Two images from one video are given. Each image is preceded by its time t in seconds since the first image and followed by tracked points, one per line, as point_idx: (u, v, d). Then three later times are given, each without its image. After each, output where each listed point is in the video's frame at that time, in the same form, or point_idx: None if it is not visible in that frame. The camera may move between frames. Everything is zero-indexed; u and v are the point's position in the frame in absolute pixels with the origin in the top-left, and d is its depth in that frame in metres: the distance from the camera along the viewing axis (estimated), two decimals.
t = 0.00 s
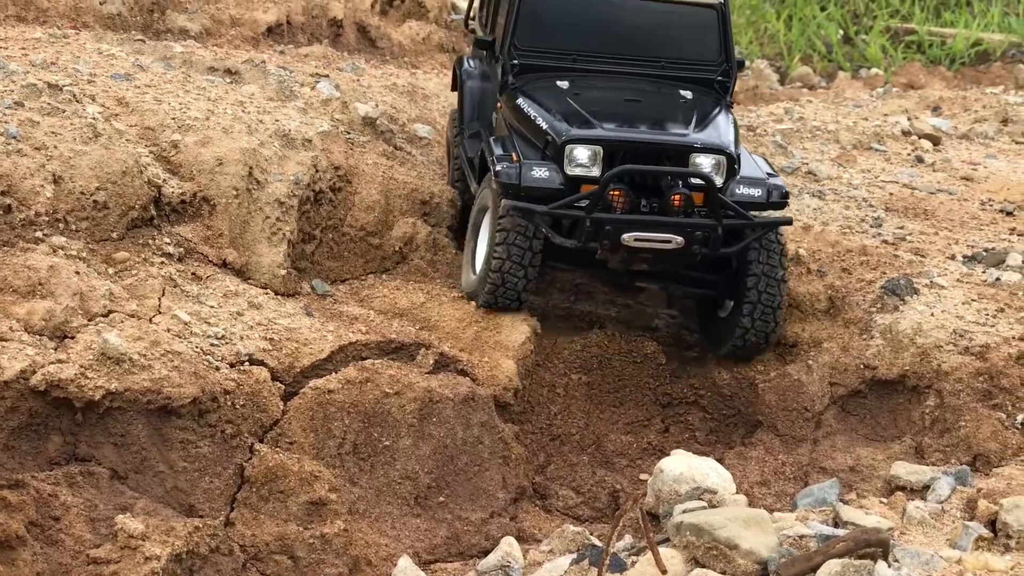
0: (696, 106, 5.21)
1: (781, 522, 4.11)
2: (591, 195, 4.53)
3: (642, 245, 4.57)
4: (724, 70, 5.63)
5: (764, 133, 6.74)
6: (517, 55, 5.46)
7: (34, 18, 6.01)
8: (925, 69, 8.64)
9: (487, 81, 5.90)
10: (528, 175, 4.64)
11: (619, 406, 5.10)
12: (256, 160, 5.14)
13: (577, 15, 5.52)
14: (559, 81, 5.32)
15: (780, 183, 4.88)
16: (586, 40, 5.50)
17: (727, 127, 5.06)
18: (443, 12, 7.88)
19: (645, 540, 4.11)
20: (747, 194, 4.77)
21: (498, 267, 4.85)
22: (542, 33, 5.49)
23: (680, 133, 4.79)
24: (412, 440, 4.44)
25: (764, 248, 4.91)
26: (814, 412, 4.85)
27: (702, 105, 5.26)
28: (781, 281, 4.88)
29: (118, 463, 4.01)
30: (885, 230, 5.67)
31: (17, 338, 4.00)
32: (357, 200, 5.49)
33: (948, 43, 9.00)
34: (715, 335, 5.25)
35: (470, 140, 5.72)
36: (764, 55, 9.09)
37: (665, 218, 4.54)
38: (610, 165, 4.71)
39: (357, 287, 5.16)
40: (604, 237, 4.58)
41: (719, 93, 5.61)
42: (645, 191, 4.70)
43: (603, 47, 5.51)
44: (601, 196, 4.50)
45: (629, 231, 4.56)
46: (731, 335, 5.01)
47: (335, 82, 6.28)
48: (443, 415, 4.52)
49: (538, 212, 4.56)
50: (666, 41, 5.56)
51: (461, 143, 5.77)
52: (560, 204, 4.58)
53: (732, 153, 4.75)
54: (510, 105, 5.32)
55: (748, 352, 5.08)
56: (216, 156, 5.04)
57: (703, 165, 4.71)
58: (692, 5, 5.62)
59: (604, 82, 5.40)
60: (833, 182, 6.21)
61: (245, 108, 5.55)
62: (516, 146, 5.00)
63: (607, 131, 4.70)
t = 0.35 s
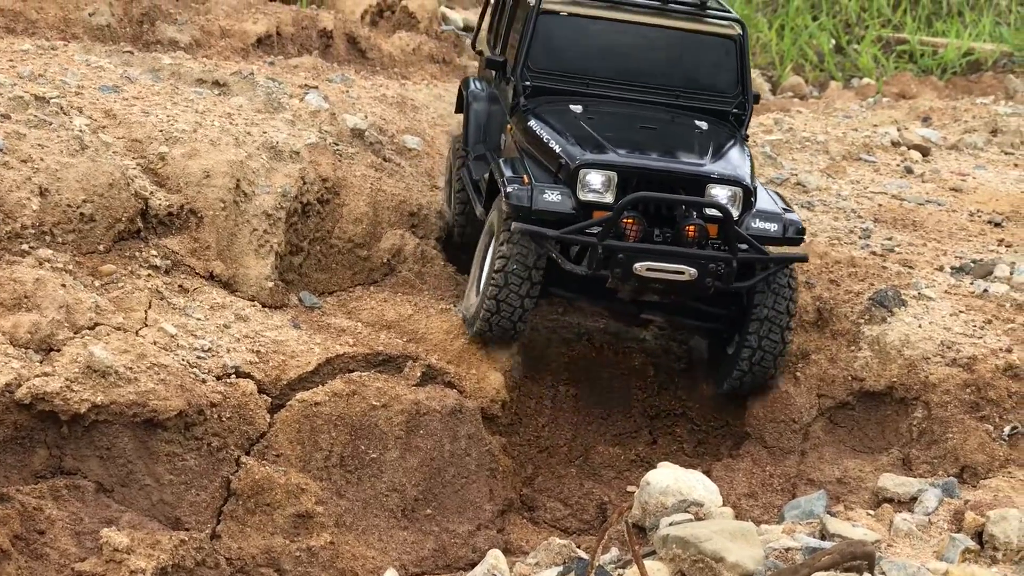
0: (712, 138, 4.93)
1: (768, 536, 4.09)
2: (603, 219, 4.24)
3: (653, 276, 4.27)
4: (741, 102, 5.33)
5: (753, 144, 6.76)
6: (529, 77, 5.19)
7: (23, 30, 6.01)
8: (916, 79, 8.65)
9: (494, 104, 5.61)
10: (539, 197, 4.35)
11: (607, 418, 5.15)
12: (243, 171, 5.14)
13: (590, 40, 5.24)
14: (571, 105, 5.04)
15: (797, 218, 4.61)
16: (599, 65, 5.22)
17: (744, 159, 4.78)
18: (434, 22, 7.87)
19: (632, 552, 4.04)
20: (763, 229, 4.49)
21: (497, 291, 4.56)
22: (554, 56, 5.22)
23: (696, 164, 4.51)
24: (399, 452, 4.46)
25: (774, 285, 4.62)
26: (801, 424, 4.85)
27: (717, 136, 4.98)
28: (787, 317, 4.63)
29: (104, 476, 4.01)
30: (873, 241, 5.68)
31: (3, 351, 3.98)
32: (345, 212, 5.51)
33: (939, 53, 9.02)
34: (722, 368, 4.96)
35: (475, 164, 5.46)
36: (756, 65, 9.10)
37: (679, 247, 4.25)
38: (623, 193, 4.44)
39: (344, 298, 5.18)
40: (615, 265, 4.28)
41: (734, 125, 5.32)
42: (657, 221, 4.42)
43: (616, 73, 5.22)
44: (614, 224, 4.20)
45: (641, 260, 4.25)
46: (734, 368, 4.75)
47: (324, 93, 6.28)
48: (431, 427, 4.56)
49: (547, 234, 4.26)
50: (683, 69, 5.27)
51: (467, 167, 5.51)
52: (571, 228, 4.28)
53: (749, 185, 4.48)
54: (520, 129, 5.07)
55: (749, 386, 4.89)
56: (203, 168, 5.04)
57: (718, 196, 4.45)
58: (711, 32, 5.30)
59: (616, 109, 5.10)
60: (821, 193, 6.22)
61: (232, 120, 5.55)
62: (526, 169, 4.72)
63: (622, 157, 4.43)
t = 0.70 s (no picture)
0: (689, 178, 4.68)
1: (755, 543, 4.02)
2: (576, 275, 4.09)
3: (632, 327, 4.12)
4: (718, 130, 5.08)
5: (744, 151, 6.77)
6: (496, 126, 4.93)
7: (14, 35, 6.03)
8: (910, 86, 8.66)
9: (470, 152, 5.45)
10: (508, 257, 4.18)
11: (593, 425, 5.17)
12: (231, 178, 5.13)
13: (558, 80, 4.95)
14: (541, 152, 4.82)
15: (778, 252, 4.44)
16: (569, 106, 4.95)
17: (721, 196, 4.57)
18: (427, 28, 7.86)
19: (617, 560, 4.01)
20: (743, 266, 4.34)
21: (472, 358, 4.37)
22: (521, 99, 4.94)
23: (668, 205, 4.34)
24: (387, 459, 4.44)
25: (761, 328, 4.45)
26: (789, 432, 4.86)
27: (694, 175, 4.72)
28: (776, 366, 4.46)
29: (90, 483, 3.99)
30: (863, 249, 5.68)
31: None
32: (334, 219, 5.52)
33: (934, 60, 9.02)
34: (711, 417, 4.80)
35: (454, 215, 5.31)
36: (750, 72, 9.11)
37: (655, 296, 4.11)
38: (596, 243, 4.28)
39: (333, 305, 5.21)
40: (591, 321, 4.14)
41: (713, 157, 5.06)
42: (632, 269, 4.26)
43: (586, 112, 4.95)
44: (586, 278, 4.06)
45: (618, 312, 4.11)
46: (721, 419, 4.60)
47: (314, 100, 6.29)
48: (418, 434, 4.54)
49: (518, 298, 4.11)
50: (656, 101, 5.00)
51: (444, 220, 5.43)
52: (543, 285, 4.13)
53: (725, 223, 4.31)
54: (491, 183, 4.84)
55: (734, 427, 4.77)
56: (191, 174, 5.03)
57: (693, 238, 4.29)
58: (680, 63, 5.00)
59: (590, 149, 4.88)
60: (812, 200, 6.22)
61: (222, 126, 5.55)
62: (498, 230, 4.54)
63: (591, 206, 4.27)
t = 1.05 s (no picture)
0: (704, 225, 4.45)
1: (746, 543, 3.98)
2: (581, 340, 3.94)
3: (632, 395, 4.01)
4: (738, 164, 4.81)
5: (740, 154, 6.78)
6: (510, 145, 4.67)
7: (11, 35, 6.04)
8: (908, 89, 8.66)
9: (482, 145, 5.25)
10: (513, 308, 4.01)
11: (591, 426, 5.14)
12: (227, 178, 5.14)
13: (578, 100, 4.62)
14: (553, 181, 4.60)
15: (790, 320, 4.25)
16: (587, 131, 4.67)
17: (738, 247, 4.36)
18: (424, 30, 7.87)
19: (610, 560, 3.99)
20: (754, 334, 4.16)
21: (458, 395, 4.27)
22: (539, 117, 4.64)
23: (683, 264, 4.12)
24: (380, 459, 4.47)
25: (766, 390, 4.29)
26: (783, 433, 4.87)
27: (708, 222, 4.49)
28: (774, 424, 4.28)
29: (83, 482, 3.95)
30: (859, 251, 5.68)
31: None
32: (330, 219, 5.51)
33: (932, 64, 9.02)
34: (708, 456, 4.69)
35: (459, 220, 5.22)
36: (748, 75, 9.11)
37: (660, 368, 3.97)
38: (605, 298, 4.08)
39: (329, 305, 5.22)
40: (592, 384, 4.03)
41: (730, 191, 4.82)
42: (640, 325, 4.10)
43: (604, 139, 4.69)
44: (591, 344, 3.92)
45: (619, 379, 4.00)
46: (713, 471, 4.50)
47: (311, 101, 6.30)
48: (412, 434, 4.57)
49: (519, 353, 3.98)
50: (677, 132, 4.71)
51: (450, 223, 5.27)
52: (546, 346, 3.98)
53: (741, 289, 4.10)
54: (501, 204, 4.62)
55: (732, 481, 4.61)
56: (186, 174, 5.04)
57: (707, 301, 4.07)
58: (709, 92, 4.65)
59: (603, 181, 4.67)
60: (808, 203, 6.23)
61: (217, 127, 5.56)
62: (505, 260, 4.36)
63: (604, 261, 4.04)
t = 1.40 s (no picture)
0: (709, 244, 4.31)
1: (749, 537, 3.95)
2: (583, 381, 3.84)
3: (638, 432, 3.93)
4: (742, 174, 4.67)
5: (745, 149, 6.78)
6: (507, 163, 4.53)
7: (17, 27, 6.06)
8: (913, 86, 8.66)
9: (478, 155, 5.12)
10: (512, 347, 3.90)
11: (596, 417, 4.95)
12: (232, 170, 5.13)
13: (574, 113, 4.48)
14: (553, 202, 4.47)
15: (798, 345, 4.13)
16: (586, 146, 4.54)
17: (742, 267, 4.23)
18: (429, 24, 7.88)
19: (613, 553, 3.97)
20: (761, 361, 4.05)
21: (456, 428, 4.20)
22: (534, 134, 4.51)
23: (686, 291, 4.00)
24: (384, 451, 4.49)
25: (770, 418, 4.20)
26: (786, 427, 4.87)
27: (712, 240, 4.36)
28: (778, 448, 4.22)
29: (87, 472, 3.96)
30: (862, 247, 5.68)
31: None
32: (334, 212, 5.51)
33: (938, 61, 9.01)
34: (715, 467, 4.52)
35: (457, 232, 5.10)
36: (754, 71, 9.11)
37: (665, 405, 3.89)
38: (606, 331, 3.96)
39: (333, 297, 5.25)
40: (596, 422, 3.94)
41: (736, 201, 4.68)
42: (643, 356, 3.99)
43: (603, 153, 4.55)
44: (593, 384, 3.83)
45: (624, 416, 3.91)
46: (717, 495, 4.43)
47: (316, 94, 6.31)
48: (415, 426, 4.58)
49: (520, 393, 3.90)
50: (678, 142, 4.57)
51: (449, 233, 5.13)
52: (547, 387, 3.88)
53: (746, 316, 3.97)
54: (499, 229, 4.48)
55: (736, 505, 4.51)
56: (191, 165, 5.05)
57: (712, 330, 3.95)
58: (709, 99, 4.51)
59: (604, 199, 4.53)
60: (812, 198, 6.24)
61: (222, 119, 5.57)
62: (502, 286, 4.25)
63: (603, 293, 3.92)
